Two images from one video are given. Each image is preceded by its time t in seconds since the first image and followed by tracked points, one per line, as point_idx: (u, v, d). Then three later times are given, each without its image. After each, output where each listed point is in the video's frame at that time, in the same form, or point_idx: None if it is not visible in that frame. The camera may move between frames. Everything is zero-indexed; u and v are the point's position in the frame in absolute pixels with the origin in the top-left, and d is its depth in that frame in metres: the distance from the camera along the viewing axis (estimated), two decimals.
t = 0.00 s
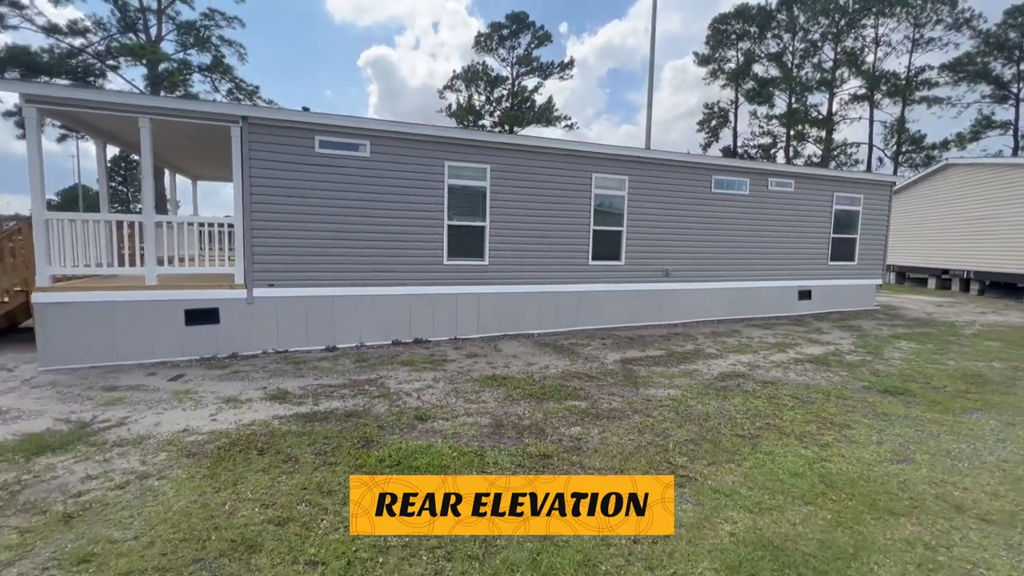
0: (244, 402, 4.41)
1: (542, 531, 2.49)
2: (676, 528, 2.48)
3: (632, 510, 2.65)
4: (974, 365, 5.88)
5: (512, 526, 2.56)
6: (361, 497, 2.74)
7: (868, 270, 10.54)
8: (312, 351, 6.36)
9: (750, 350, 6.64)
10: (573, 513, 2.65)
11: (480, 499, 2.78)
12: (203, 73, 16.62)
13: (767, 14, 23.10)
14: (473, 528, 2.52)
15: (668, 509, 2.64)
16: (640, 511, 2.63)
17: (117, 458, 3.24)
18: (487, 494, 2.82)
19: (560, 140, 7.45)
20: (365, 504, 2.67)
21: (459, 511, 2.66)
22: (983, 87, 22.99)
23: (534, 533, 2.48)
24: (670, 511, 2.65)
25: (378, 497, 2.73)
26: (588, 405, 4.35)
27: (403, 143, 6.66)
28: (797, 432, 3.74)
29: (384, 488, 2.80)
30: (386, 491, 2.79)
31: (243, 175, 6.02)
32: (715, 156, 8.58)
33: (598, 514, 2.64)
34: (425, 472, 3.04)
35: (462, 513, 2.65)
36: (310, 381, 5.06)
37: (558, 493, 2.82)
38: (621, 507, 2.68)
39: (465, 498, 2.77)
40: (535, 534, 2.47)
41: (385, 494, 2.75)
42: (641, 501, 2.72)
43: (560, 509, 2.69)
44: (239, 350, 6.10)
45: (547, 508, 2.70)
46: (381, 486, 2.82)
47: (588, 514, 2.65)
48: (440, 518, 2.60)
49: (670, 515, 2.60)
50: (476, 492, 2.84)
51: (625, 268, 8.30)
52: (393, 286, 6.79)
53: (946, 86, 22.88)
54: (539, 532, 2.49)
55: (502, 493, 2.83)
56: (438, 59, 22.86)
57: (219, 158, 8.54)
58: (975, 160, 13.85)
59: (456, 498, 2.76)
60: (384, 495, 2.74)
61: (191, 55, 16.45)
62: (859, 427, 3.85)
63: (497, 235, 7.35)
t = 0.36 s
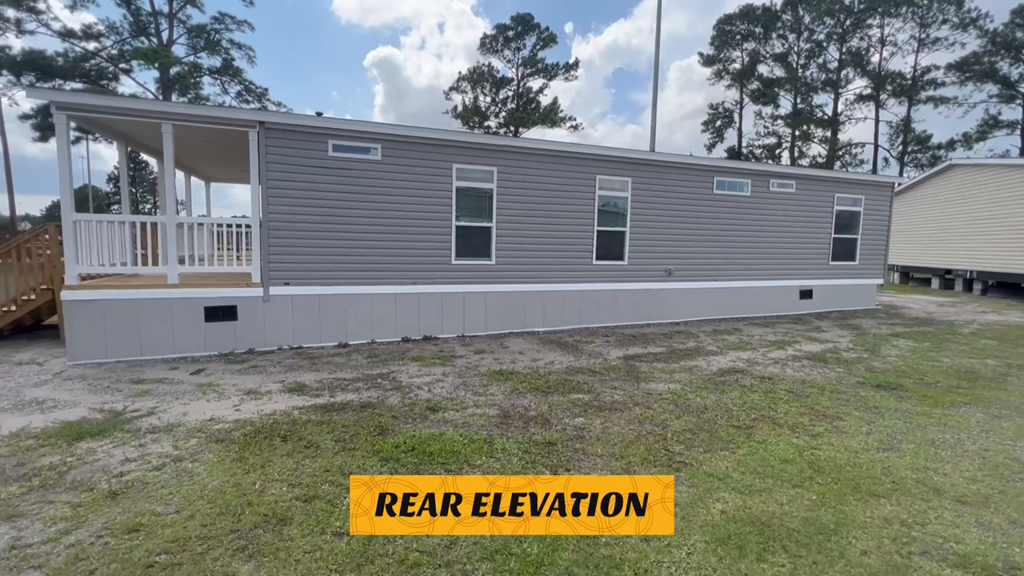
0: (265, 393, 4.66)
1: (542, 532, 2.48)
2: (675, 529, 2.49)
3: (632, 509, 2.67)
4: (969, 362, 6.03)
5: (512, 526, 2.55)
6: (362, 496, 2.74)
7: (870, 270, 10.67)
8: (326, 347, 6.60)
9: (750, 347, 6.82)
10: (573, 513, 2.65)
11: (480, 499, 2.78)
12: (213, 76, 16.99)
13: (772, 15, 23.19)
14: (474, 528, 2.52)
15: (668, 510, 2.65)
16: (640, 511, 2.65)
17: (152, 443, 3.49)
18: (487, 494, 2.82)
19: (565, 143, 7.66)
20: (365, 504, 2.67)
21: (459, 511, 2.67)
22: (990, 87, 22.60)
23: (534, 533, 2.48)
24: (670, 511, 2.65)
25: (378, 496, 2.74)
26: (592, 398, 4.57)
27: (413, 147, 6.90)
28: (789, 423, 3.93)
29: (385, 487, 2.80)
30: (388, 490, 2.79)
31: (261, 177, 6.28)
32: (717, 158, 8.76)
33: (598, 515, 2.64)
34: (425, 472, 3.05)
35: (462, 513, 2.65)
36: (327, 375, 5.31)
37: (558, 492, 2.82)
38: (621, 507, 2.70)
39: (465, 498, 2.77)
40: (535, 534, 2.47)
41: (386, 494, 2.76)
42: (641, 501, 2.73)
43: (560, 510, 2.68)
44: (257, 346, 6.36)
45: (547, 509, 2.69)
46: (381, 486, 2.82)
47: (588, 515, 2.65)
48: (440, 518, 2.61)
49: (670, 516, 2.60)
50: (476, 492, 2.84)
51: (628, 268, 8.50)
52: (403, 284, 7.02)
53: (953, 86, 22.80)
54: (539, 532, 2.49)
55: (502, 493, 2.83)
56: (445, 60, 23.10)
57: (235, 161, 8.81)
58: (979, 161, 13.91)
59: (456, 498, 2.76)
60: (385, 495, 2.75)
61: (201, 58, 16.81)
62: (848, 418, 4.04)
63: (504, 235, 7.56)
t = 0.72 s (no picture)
0: (279, 388, 4.84)
1: (542, 533, 2.49)
2: (676, 529, 2.49)
3: (632, 509, 2.66)
4: (963, 360, 6.16)
5: (512, 527, 2.56)
6: (362, 497, 2.73)
7: (870, 270, 10.78)
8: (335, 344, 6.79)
9: (748, 345, 6.96)
10: (574, 513, 2.65)
11: (480, 499, 2.78)
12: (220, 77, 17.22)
13: (775, 15, 23.20)
14: (475, 528, 2.52)
15: (668, 510, 2.65)
16: (640, 511, 2.64)
17: (174, 433, 3.67)
18: (487, 494, 2.81)
19: (568, 145, 7.81)
20: (365, 504, 2.66)
21: (459, 511, 2.66)
22: (995, 86, 22.46)
23: (534, 534, 2.49)
24: (670, 510, 2.66)
25: (378, 496, 2.73)
26: (593, 392, 4.73)
27: (419, 149, 7.07)
28: (782, 416, 4.08)
29: (385, 487, 2.79)
30: (387, 490, 2.78)
31: (272, 178, 6.48)
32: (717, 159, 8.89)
33: (598, 515, 2.64)
34: (426, 472, 3.04)
35: (462, 513, 2.65)
36: (337, 370, 5.49)
37: (558, 492, 2.81)
38: (621, 507, 2.69)
39: (465, 498, 2.77)
40: (535, 535, 2.47)
41: (386, 494, 2.74)
42: (641, 501, 2.73)
43: (560, 510, 2.68)
44: (268, 343, 6.54)
45: (547, 509, 2.69)
46: (381, 486, 2.81)
47: (588, 515, 2.65)
48: (440, 518, 2.60)
49: (670, 516, 2.60)
50: (476, 491, 2.83)
51: (630, 267, 8.65)
52: (410, 283, 7.19)
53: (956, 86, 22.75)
54: (540, 532, 2.49)
55: (502, 493, 2.82)
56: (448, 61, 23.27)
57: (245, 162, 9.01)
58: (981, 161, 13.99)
59: (456, 498, 2.75)
60: (385, 495, 2.73)
61: (208, 60, 17.02)
62: (840, 412, 4.20)
63: (507, 235, 7.73)
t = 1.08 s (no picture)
0: (283, 385, 4.94)
1: (542, 532, 2.50)
2: (676, 529, 2.50)
3: (632, 509, 2.66)
4: (959, 359, 6.22)
5: (512, 526, 2.57)
6: (362, 497, 2.73)
7: (869, 270, 10.84)
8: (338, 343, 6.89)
9: (746, 344, 7.04)
10: (574, 513, 2.66)
11: (480, 499, 2.79)
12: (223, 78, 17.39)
13: (776, 15, 23.24)
14: (475, 528, 2.54)
15: (668, 510, 2.65)
16: (640, 510, 2.64)
17: (182, 428, 3.77)
18: (487, 494, 2.82)
19: (569, 146, 7.90)
20: (365, 504, 2.66)
21: (459, 511, 2.67)
22: (997, 86, 22.21)
23: (534, 533, 2.50)
24: (670, 511, 2.66)
25: (379, 496, 2.72)
26: (592, 390, 4.81)
27: (421, 151, 7.16)
28: (776, 413, 4.16)
29: (386, 487, 2.79)
30: (388, 490, 2.77)
31: (277, 179, 6.58)
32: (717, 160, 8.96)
33: (598, 515, 2.64)
34: (426, 472, 3.05)
35: (462, 513, 2.66)
36: (340, 368, 5.59)
37: (558, 492, 2.82)
38: (621, 507, 2.68)
39: (465, 498, 2.78)
40: (535, 534, 2.48)
41: (386, 494, 2.74)
42: (641, 501, 2.73)
43: (560, 510, 2.69)
44: (272, 341, 6.65)
45: (547, 508, 2.70)
46: (381, 486, 2.81)
47: (588, 515, 2.65)
48: (440, 518, 2.61)
49: (670, 515, 2.61)
50: (476, 491, 2.84)
51: (630, 267, 8.73)
52: (412, 283, 7.29)
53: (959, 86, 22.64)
54: (539, 532, 2.50)
55: (502, 493, 2.83)
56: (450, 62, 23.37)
57: (249, 163, 9.11)
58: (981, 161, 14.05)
59: (456, 498, 2.76)
60: (385, 495, 2.73)
61: (212, 61, 17.20)
62: (833, 409, 4.28)
63: (508, 235, 7.82)
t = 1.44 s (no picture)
0: (286, 383, 4.99)
1: (542, 533, 2.51)
2: (676, 529, 2.50)
3: (632, 509, 2.66)
4: (959, 359, 6.23)
5: (512, 526, 2.59)
6: (362, 496, 2.73)
7: (870, 270, 10.83)
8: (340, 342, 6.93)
9: (746, 344, 7.06)
10: (574, 513, 2.66)
11: (480, 498, 2.80)
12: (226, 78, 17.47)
13: (779, 14, 23.21)
14: (475, 528, 2.55)
15: (668, 510, 2.65)
16: (641, 511, 2.64)
17: (187, 426, 3.82)
18: (487, 494, 2.84)
19: (569, 146, 7.92)
20: (365, 504, 2.66)
21: (459, 511, 2.68)
22: (1000, 86, 22.13)
23: (534, 534, 2.51)
24: (671, 511, 2.66)
25: (378, 496, 2.72)
26: (592, 389, 4.84)
27: (422, 151, 7.20)
28: (775, 413, 4.19)
29: (385, 487, 2.78)
30: (388, 490, 2.77)
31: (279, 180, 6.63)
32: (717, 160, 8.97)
33: (598, 515, 2.65)
34: (426, 472, 3.05)
35: (462, 513, 2.67)
36: (342, 367, 5.64)
37: (558, 492, 2.82)
38: (621, 507, 2.69)
39: (465, 498, 2.79)
40: (535, 534, 2.50)
41: (386, 494, 2.74)
42: (641, 501, 2.73)
43: (560, 510, 2.69)
44: (274, 340, 6.70)
45: (547, 508, 2.71)
46: (381, 485, 2.81)
47: (588, 515, 2.66)
48: (440, 518, 2.62)
49: (670, 515, 2.61)
50: (476, 491, 2.85)
51: (630, 267, 8.75)
52: (413, 282, 7.33)
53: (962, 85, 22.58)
54: (539, 532, 2.51)
55: (502, 493, 2.85)
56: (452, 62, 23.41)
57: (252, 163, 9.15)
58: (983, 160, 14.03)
59: (456, 498, 2.77)
60: (385, 495, 2.72)
61: (214, 62, 17.28)
62: (832, 408, 4.29)
63: (509, 235, 7.85)
